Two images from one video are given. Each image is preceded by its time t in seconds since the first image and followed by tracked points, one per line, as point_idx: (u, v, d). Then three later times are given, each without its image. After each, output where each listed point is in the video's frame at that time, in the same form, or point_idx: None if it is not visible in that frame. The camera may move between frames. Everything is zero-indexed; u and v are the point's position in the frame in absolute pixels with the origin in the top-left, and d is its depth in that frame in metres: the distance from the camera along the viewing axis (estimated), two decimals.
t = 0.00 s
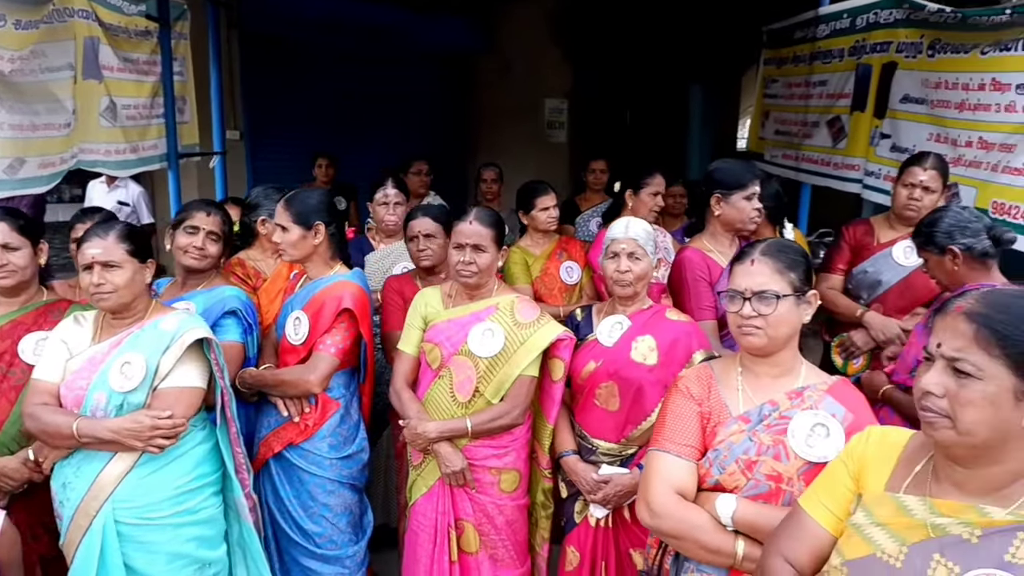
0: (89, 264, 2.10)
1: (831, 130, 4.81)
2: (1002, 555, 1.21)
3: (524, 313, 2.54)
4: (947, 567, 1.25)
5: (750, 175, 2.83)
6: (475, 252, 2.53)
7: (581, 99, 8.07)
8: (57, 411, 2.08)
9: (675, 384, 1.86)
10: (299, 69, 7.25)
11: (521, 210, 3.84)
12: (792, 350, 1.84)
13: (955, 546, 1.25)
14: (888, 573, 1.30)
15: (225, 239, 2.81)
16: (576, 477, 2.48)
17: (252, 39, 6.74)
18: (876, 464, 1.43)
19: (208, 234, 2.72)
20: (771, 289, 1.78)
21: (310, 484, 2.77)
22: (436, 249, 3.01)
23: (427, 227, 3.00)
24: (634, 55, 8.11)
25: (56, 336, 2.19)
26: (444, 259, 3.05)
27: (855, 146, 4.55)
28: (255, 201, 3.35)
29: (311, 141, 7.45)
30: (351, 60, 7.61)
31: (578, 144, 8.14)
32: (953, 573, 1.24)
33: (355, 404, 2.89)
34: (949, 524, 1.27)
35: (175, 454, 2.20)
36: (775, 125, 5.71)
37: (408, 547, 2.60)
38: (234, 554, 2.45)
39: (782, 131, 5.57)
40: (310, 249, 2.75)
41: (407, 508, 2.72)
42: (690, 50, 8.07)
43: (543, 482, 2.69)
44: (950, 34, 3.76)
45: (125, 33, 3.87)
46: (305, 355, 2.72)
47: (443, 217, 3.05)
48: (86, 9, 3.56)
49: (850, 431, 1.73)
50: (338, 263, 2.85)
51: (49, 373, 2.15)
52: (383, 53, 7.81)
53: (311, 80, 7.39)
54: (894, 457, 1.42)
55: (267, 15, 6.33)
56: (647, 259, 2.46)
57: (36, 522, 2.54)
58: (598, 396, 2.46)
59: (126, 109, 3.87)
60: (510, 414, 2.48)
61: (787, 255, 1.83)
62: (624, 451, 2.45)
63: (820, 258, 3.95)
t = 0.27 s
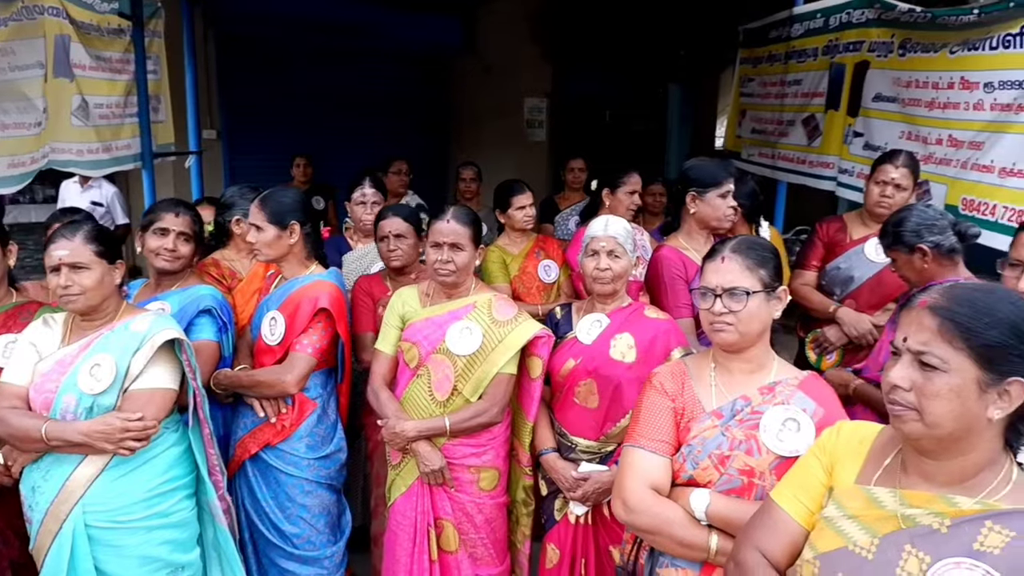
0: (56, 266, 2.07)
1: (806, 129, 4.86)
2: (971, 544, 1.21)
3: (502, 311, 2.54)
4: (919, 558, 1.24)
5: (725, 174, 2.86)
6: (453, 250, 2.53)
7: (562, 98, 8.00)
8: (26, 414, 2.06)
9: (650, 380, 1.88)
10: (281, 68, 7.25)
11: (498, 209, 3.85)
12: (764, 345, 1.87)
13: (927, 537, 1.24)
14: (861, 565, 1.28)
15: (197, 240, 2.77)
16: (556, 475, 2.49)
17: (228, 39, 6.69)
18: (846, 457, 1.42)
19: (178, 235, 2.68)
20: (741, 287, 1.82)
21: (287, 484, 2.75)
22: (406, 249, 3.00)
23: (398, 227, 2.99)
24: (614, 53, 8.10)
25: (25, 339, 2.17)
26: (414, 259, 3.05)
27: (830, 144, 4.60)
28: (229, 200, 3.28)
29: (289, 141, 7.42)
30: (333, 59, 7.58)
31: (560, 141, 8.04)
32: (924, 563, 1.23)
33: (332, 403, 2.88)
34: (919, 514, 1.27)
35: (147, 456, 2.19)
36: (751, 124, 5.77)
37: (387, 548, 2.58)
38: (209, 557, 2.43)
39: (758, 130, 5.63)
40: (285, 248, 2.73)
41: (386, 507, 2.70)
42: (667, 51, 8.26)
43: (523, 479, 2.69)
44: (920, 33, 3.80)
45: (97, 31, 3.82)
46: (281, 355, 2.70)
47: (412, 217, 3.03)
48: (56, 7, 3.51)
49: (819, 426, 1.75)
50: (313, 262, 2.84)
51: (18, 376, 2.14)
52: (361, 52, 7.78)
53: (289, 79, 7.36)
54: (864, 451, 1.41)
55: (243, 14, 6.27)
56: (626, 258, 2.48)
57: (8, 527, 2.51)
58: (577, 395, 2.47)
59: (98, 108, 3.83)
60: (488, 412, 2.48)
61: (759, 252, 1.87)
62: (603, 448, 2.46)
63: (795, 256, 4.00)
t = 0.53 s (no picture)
0: (18, 268, 2.03)
1: (779, 129, 4.91)
2: (936, 535, 1.20)
3: (476, 310, 2.54)
4: (885, 550, 1.23)
5: (698, 173, 2.88)
6: (427, 250, 2.52)
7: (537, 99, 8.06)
8: None
9: (623, 377, 1.91)
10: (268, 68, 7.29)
11: (472, 209, 3.85)
12: (733, 343, 1.90)
13: (893, 530, 1.24)
14: (830, 559, 1.28)
15: (161, 241, 2.72)
16: (534, 474, 2.48)
17: (201, 37, 6.66)
18: (818, 453, 1.41)
19: (139, 234, 2.62)
20: (711, 285, 1.84)
21: (260, 487, 2.73)
22: (375, 250, 2.99)
23: (366, 227, 2.97)
24: (591, 53, 8.09)
25: None
26: (383, 260, 3.03)
27: (802, 143, 4.65)
28: (199, 201, 3.19)
29: (262, 140, 7.34)
30: (308, 59, 7.53)
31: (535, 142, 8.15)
32: (890, 555, 1.22)
33: (306, 404, 2.86)
34: (885, 508, 1.25)
35: (115, 460, 2.16)
36: (725, 124, 5.82)
37: (362, 549, 2.56)
38: (178, 561, 2.41)
39: (732, 129, 5.68)
40: (257, 249, 2.71)
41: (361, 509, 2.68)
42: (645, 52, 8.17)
43: (500, 478, 2.70)
44: (889, 34, 3.84)
45: (64, 28, 3.76)
46: (254, 356, 2.67)
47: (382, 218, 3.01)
48: (22, 4, 3.44)
49: (788, 422, 1.77)
50: (286, 263, 2.82)
51: None
52: (336, 52, 7.71)
53: (263, 79, 7.27)
54: (836, 447, 1.41)
55: (216, 13, 6.18)
56: (604, 256, 2.49)
57: None
58: (554, 393, 2.46)
59: (66, 107, 3.76)
60: (463, 411, 2.48)
61: (730, 250, 1.89)
62: (580, 446, 2.46)
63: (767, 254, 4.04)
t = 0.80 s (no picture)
0: None
1: (760, 128, 4.96)
2: (912, 531, 1.20)
3: (456, 310, 2.54)
4: (862, 546, 1.23)
5: (678, 174, 2.90)
6: (407, 250, 2.51)
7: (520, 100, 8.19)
8: None
9: (603, 375, 1.93)
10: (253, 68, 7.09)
11: (454, 209, 3.85)
12: (712, 342, 1.91)
13: (870, 526, 1.24)
14: (809, 555, 1.28)
15: (139, 240, 2.67)
16: (519, 475, 2.47)
17: (183, 35, 6.41)
18: (800, 450, 1.43)
19: (97, 236, 2.51)
20: (688, 284, 1.85)
21: (242, 490, 2.71)
22: (352, 251, 2.97)
23: (343, 229, 2.96)
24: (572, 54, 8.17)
25: None
26: (360, 262, 3.02)
27: (783, 143, 4.69)
28: (177, 203, 3.15)
29: (242, 143, 7.15)
30: (304, 60, 7.47)
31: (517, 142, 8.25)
32: (866, 551, 1.22)
33: (288, 407, 2.84)
34: (863, 504, 1.26)
35: (90, 464, 2.14)
36: (707, 124, 5.85)
37: (344, 552, 2.55)
38: (157, 566, 2.38)
39: (714, 129, 5.71)
40: (237, 251, 2.69)
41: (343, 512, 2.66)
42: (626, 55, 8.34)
43: (484, 478, 2.70)
44: (867, 35, 3.88)
45: (40, 29, 3.71)
46: (234, 359, 2.65)
47: (358, 219, 3.00)
48: None
49: (766, 420, 1.79)
50: (267, 265, 2.80)
51: None
52: (320, 52, 7.56)
53: (246, 79, 7.07)
54: (818, 443, 1.42)
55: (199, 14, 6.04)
56: (587, 256, 2.50)
57: None
58: (539, 394, 2.45)
59: (42, 109, 3.72)
60: (444, 412, 2.47)
61: (708, 249, 1.91)
62: (565, 446, 2.44)
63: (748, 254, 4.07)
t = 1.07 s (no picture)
0: None
1: (736, 129, 5.00)
2: (885, 529, 1.21)
3: (432, 311, 2.53)
4: (836, 543, 1.24)
5: (654, 174, 2.92)
6: (383, 251, 2.49)
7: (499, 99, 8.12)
8: None
9: (579, 374, 1.94)
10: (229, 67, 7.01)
11: (431, 210, 3.84)
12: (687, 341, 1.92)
13: (843, 523, 1.25)
14: (783, 552, 1.29)
15: (110, 237, 2.62)
16: (496, 475, 2.46)
17: (159, 33, 6.21)
18: (773, 447, 1.44)
19: (55, 237, 2.47)
20: (661, 283, 1.86)
21: (218, 494, 2.68)
22: (326, 253, 2.95)
23: (317, 231, 2.94)
24: (549, 56, 8.28)
25: None
26: (334, 264, 3.00)
27: (760, 144, 4.73)
28: (149, 203, 3.11)
29: (219, 142, 7.04)
30: (284, 59, 7.48)
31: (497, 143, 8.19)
32: (840, 549, 1.24)
33: (264, 409, 2.81)
34: (837, 502, 1.27)
35: (59, 469, 2.11)
36: (685, 124, 5.89)
37: (321, 555, 2.53)
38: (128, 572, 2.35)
39: (691, 130, 5.75)
40: (212, 253, 2.66)
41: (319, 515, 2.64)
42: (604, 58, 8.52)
43: (462, 479, 2.69)
44: (840, 36, 3.92)
45: (9, 28, 3.64)
46: (209, 361, 2.63)
47: (332, 220, 2.98)
48: None
49: (740, 417, 1.80)
50: (242, 266, 2.77)
51: None
52: (297, 51, 7.54)
53: (223, 78, 6.99)
54: (791, 441, 1.43)
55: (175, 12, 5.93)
56: (565, 256, 2.49)
57: None
58: (517, 394, 2.45)
59: (12, 109, 3.65)
60: (420, 413, 2.46)
61: (683, 248, 1.92)
62: (543, 446, 2.44)
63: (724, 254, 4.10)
